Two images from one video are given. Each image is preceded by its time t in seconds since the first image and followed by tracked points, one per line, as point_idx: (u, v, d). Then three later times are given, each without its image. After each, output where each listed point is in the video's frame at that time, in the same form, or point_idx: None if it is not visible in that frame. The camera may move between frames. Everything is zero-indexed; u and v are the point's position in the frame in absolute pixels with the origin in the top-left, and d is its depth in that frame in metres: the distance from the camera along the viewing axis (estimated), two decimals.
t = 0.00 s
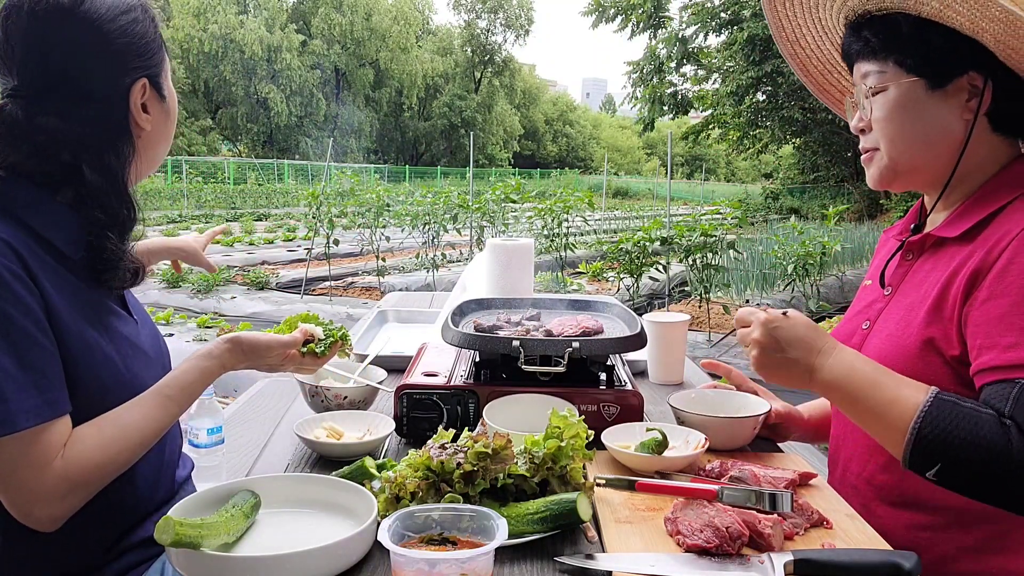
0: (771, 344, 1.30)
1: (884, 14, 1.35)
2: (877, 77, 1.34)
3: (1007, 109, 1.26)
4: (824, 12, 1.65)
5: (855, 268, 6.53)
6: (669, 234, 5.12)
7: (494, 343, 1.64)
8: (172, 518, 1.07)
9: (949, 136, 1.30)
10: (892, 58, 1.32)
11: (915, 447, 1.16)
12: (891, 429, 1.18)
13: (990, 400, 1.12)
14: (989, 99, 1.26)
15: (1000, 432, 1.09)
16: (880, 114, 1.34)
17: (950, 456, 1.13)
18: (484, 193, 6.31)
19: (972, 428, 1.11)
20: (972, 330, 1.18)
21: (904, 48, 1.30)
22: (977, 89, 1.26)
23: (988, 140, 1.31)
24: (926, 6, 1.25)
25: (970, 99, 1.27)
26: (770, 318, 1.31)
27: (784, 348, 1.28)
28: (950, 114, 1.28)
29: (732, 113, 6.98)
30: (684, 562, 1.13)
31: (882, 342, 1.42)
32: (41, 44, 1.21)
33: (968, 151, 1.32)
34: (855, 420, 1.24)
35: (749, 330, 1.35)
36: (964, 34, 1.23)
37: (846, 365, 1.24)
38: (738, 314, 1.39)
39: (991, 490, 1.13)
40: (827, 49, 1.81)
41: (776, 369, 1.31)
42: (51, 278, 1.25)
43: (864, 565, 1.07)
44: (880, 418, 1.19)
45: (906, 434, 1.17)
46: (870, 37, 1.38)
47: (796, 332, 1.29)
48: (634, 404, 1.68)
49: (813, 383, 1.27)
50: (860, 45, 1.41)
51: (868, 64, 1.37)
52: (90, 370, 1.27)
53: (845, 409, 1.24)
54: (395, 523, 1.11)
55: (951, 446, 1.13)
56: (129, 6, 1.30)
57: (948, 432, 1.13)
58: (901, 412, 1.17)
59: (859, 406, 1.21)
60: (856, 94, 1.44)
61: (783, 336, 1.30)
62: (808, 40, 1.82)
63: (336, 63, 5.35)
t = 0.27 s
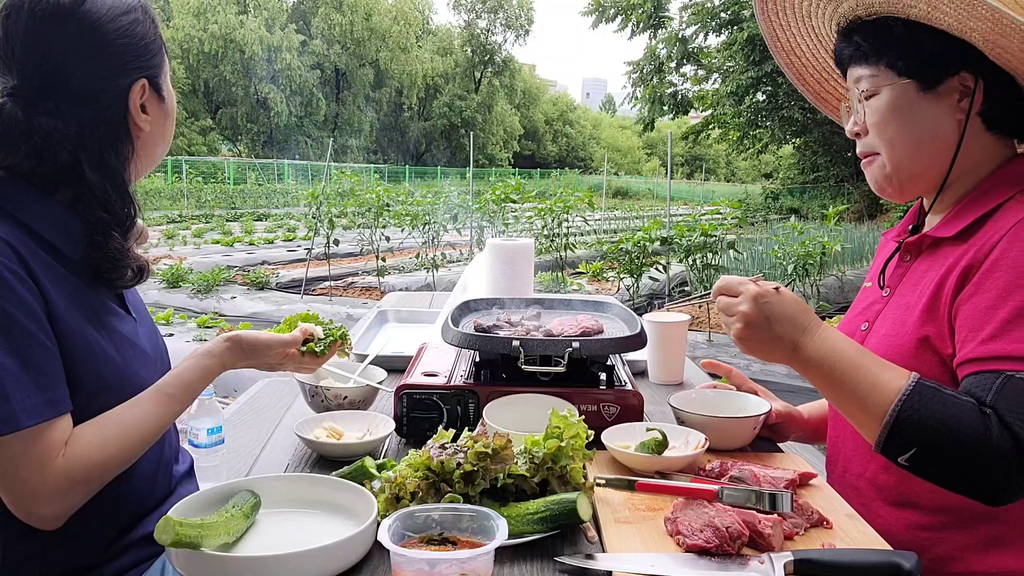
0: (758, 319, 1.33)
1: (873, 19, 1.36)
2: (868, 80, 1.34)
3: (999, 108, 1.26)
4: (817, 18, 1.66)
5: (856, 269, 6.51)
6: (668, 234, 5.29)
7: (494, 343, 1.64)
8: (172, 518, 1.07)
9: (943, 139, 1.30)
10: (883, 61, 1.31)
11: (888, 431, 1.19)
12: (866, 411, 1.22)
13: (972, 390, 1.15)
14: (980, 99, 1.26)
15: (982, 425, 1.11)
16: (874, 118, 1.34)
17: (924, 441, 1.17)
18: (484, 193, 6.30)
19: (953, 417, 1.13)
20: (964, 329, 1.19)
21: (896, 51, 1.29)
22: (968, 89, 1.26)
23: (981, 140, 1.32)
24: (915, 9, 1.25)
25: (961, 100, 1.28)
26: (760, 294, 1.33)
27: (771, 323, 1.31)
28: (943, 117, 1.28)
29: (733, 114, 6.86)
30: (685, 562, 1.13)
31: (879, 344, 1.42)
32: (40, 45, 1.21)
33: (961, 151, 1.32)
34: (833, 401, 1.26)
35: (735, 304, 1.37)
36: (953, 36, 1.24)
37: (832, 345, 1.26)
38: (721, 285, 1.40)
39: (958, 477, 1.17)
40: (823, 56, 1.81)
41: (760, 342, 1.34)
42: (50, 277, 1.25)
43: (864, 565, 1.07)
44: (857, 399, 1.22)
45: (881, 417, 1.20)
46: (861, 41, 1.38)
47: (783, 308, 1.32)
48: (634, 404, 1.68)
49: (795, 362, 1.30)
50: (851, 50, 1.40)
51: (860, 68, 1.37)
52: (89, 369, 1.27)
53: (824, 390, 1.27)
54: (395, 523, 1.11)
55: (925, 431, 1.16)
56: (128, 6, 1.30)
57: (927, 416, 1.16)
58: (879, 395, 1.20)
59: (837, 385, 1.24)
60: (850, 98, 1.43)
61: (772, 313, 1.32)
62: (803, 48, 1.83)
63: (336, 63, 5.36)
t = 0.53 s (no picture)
0: (681, 303, 1.30)
1: (870, 20, 1.36)
2: (865, 82, 1.33)
3: (997, 107, 1.27)
4: (814, 23, 1.66)
5: (855, 269, 6.51)
6: (668, 234, 5.01)
7: (494, 343, 1.64)
8: (172, 518, 1.07)
9: (940, 137, 1.30)
10: (881, 63, 1.31)
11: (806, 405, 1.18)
12: (786, 388, 1.20)
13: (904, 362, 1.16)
14: (977, 98, 1.26)
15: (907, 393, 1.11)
16: (872, 119, 1.33)
17: (843, 414, 1.15)
18: (484, 193, 6.31)
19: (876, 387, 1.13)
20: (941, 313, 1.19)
21: (894, 52, 1.29)
22: (966, 88, 1.26)
23: (980, 139, 1.32)
24: (911, 9, 1.25)
25: (959, 99, 1.27)
26: (683, 279, 1.31)
27: (691, 308, 1.29)
28: (939, 115, 1.28)
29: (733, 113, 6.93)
30: (685, 563, 1.13)
31: (877, 344, 1.42)
32: (40, 43, 1.21)
33: (958, 150, 1.32)
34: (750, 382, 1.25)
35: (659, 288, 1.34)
36: (949, 37, 1.24)
37: (747, 329, 1.24)
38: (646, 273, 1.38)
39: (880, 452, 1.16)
40: (821, 61, 1.82)
41: (681, 327, 1.31)
42: (48, 274, 1.25)
43: (863, 565, 1.07)
44: (775, 378, 1.21)
45: (800, 393, 1.18)
46: (858, 43, 1.37)
47: (703, 293, 1.31)
48: (634, 404, 1.68)
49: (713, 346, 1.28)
50: (849, 52, 1.40)
51: (858, 69, 1.36)
52: (87, 367, 1.27)
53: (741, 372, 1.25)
54: (395, 523, 1.11)
55: (845, 402, 1.15)
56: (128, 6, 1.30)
57: (843, 390, 1.15)
58: (798, 371, 1.19)
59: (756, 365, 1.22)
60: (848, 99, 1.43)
61: (694, 297, 1.30)
62: (801, 53, 1.83)
63: (336, 63, 5.34)
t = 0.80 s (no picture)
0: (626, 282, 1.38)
1: (867, 21, 1.35)
2: (863, 82, 1.33)
3: (994, 107, 1.27)
4: (815, 25, 1.66)
5: (855, 269, 6.51)
6: (668, 233, 5.05)
7: (494, 343, 1.64)
8: (172, 518, 1.07)
9: (936, 136, 1.30)
10: (878, 63, 1.31)
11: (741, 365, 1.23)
12: (720, 357, 1.26)
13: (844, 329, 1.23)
14: (974, 97, 1.26)
15: (836, 348, 1.18)
16: (869, 119, 1.33)
17: (779, 375, 1.21)
18: (484, 193, 6.31)
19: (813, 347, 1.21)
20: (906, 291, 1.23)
21: (891, 52, 1.29)
22: (962, 88, 1.26)
23: (976, 138, 1.31)
24: (907, 10, 1.26)
25: (956, 99, 1.27)
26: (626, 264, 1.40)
27: (634, 288, 1.37)
28: (935, 114, 1.28)
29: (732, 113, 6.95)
30: (685, 563, 1.13)
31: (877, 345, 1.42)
32: (41, 41, 1.21)
33: (955, 151, 1.33)
34: (689, 356, 1.31)
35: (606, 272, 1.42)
36: (945, 36, 1.24)
37: (685, 307, 1.32)
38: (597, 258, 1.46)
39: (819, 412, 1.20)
40: (823, 62, 1.81)
41: (624, 307, 1.38)
42: (46, 275, 1.25)
43: (862, 565, 1.07)
44: (713, 345, 1.27)
45: (734, 359, 1.25)
46: (856, 43, 1.38)
47: (644, 276, 1.39)
48: (634, 404, 1.68)
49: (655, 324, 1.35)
50: (846, 52, 1.40)
51: (855, 70, 1.37)
52: (82, 367, 1.27)
53: (681, 348, 1.32)
54: (394, 523, 1.11)
55: (780, 363, 1.21)
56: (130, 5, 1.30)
57: (776, 353, 1.22)
58: (733, 339, 1.26)
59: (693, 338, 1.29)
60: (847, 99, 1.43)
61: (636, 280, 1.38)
62: (804, 54, 1.83)
63: (336, 63, 5.33)
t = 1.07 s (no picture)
0: (600, 273, 1.42)
1: (867, 20, 1.36)
2: (863, 81, 1.33)
3: (991, 106, 1.27)
4: (818, 24, 1.66)
5: (855, 269, 6.50)
6: (668, 233, 5.04)
7: (494, 343, 1.64)
8: (172, 518, 1.07)
9: (933, 136, 1.30)
10: (877, 62, 1.31)
11: (714, 345, 1.27)
12: (695, 336, 1.29)
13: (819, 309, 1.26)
14: (971, 97, 1.26)
15: (806, 322, 1.21)
16: (868, 118, 1.33)
17: (753, 351, 1.24)
18: (484, 192, 6.32)
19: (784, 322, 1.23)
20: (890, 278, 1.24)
21: (890, 51, 1.29)
22: (960, 87, 1.26)
23: (973, 137, 1.32)
24: (906, 9, 1.26)
25: (954, 98, 1.27)
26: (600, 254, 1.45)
27: (608, 276, 1.41)
28: (932, 113, 1.28)
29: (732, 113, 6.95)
30: (684, 563, 1.13)
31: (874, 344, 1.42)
32: (44, 40, 1.23)
33: (952, 150, 1.32)
34: (664, 337, 1.35)
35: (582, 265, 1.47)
36: (945, 36, 1.24)
37: (657, 290, 1.37)
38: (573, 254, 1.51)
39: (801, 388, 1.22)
40: (825, 62, 1.82)
41: (601, 298, 1.43)
42: (53, 276, 1.25)
43: (863, 565, 1.07)
44: (687, 324, 1.30)
45: (708, 338, 1.28)
46: (856, 42, 1.38)
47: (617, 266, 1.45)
48: (634, 404, 1.68)
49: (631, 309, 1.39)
50: (847, 50, 1.40)
51: (855, 69, 1.37)
52: (89, 370, 1.27)
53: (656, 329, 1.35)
54: (394, 523, 1.11)
55: (753, 339, 1.24)
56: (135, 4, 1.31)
57: (748, 329, 1.25)
58: (706, 317, 1.29)
59: (667, 320, 1.33)
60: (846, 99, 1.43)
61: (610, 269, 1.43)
62: (806, 53, 1.83)
63: (335, 63, 5.38)
